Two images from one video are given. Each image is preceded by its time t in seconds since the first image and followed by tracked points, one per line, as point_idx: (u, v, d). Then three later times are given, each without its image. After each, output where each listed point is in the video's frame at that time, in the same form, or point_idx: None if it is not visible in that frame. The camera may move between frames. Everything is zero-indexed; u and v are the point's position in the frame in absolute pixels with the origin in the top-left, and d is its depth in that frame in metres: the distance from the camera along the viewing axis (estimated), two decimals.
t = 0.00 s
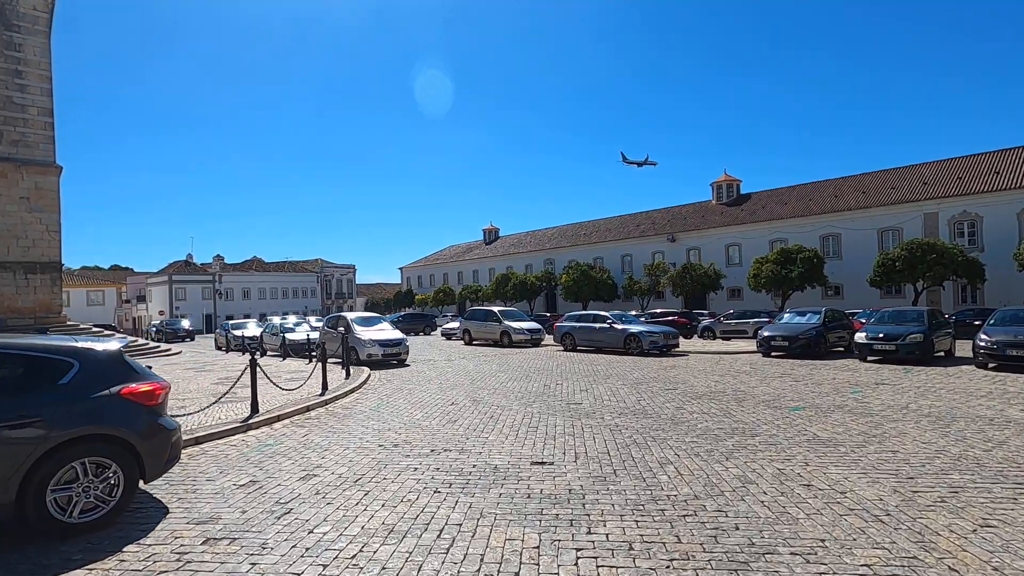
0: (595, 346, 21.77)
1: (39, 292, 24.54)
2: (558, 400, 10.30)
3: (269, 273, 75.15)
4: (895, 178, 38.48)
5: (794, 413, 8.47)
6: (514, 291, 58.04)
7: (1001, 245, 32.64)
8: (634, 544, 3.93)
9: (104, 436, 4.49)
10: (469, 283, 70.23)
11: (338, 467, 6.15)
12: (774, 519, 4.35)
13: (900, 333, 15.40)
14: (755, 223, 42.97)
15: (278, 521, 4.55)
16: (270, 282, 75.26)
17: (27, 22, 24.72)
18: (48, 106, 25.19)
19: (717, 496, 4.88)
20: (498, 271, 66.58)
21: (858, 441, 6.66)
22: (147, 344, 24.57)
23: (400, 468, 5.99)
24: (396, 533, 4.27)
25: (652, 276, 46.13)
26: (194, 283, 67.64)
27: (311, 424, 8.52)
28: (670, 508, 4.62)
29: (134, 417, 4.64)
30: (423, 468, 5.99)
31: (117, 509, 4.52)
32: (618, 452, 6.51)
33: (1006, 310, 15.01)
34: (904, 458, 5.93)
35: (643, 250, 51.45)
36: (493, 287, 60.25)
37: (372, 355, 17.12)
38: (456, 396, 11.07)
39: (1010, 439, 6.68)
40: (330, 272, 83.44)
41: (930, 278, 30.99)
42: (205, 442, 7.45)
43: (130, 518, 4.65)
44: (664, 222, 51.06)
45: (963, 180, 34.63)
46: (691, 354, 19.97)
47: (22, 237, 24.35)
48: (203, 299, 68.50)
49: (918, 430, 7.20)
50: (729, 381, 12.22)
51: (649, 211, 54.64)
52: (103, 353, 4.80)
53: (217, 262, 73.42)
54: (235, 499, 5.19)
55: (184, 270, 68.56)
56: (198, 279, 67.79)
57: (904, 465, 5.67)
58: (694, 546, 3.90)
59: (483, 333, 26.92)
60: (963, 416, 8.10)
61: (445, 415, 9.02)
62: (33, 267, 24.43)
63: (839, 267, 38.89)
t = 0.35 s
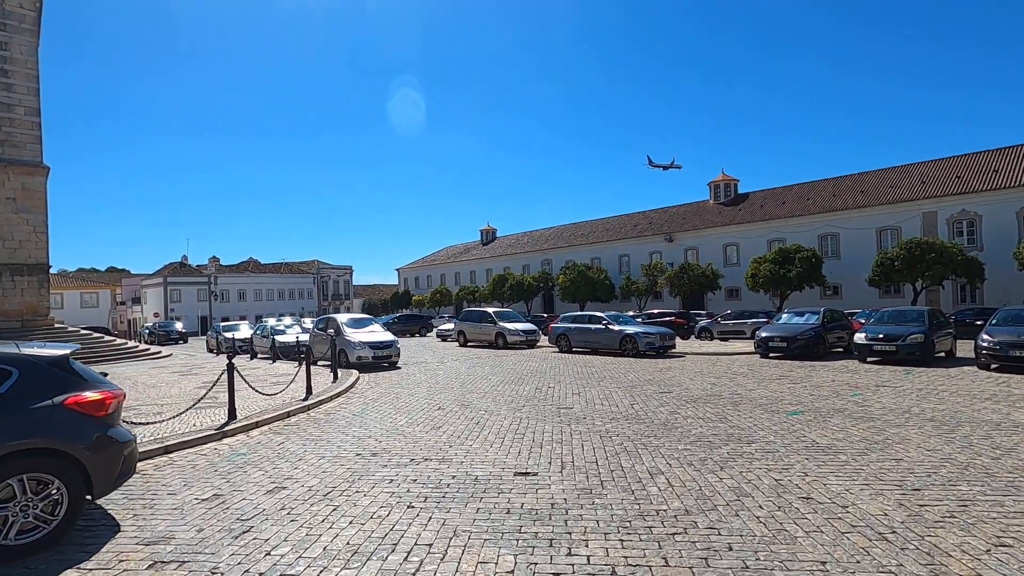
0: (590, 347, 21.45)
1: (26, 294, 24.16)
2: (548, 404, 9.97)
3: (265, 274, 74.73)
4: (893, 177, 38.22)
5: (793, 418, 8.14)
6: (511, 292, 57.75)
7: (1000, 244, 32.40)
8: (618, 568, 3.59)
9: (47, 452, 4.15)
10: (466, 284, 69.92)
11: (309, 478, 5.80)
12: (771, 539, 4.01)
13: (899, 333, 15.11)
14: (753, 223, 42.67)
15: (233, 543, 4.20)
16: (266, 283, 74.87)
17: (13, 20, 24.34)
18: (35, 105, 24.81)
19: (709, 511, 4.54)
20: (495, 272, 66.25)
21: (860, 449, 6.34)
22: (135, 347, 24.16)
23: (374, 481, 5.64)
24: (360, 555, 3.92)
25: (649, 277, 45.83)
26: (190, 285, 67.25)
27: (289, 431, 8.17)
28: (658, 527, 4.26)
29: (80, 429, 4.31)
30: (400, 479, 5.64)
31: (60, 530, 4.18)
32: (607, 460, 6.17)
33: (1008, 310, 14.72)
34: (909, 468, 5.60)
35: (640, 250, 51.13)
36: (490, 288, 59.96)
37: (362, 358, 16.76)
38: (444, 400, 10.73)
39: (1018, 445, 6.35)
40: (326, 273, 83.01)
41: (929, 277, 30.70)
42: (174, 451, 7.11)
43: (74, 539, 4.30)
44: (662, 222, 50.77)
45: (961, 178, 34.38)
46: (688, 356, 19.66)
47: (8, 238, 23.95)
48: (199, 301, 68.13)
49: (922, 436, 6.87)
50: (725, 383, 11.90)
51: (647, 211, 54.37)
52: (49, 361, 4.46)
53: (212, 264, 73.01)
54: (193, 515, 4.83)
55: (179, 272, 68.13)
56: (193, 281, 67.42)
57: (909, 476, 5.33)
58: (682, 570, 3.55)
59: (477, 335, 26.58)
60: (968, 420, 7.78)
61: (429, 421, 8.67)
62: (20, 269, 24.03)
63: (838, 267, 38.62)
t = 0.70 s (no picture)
0: (585, 348, 21.07)
1: (11, 295, 23.66)
2: (538, 409, 9.57)
3: (260, 274, 74.18)
4: (891, 175, 37.94)
5: (793, 424, 7.77)
6: (507, 292, 57.36)
7: (999, 243, 32.13)
8: None
9: None
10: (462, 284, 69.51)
11: (276, 493, 5.38)
12: (772, 565, 3.62)
13: (900, 333, 14.76)
14: (751, 222, 42.36)
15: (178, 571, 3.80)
16: (261, 283, 74.37)
17: None
18: (19, 103, 24.32)
19: (704, 532, 4.15)
20: (492, 272, 65.86)
21: (865, 458, 5.96)
22: (122, 350, 23.66)
23: (344, 496, 5.23)
24: None
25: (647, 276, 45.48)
26: (184, 285, 66.72)
27: (264, 440, 7.76)
28: (647, 551, 3.87)
29: (13, 444, 3.92)
30: (372, 494, 5.24)
31: None
32: (597, 472, 5.79)
33: (1011, 309, 14.37)
34: (919, 480, 5.22)
35: (637, 249, 50.78)
36: (486, 288, 59.57)
37: (351, 359, 16.34)
38: (431, 405, 10.33)
39: None
40: (322, 273, 82.46)
41: (928, 276, 30.39)
42: (139, 463, 6.68)
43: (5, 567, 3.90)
44: (658, 221, 50.44)
45: (960, 176, 34.10)
46: (684, 357, 19.30)
47: None
48: (193, 301, 67.59)
49: (930, 444, 6.50)
50: (722, 386, 11.52)
51: (644, 210, 54.03)
52: None
53: (207, 264, 72.45)
54: (142, 537, 4.42)
55: (174, 272, 67.59)
56: (188, 282, 66.88)
57: (918, 489, 4.95)
58: None
59: (471, 335, 26.18)
60: (976, 426, 7.42)
61: (412, 428, 8.27)
62: (4, 269, 23.55)
63: (835, 266, 38.33)
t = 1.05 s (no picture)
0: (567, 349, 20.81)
1: None
2: (512, 414, 9.23)
3: (240, 275, 72.84)
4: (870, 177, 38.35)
5: (772, 427, 7.53)
6: (491, 292, 56.96)
7: (975, 243, 32.56)
8: None
9: None
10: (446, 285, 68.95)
11: (218, 508, 4.98)
12: None
13: (879, 333, 14.70)
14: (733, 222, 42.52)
15: None
16: (241, 284, 73.03)
17: None
18: None
19: (675, 549, 3.84)
20: (476, 272, 65.43)
21: (846, 464, 5.72)
22: (88, 353, 22.82)
23: (292, 511, 4.84)
24: None
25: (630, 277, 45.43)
26: (160, 285, 65.22)
27: (219, 448, 7.31)
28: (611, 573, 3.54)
29: None
30: (323, 509, 4.86)
31: None
32: (565, 481, 5.47)
33: (988, 309, 14.38)
34: (900, 487, 4.98)
35: (621, 250, 50.74)
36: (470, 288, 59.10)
37: (324, 362, 15.87)
38: (401, 409, 9.93)
39: (1015, 458, 5.80)
40: (304, 274, 81.23)
41: (907, 276, 30.66)
42: (77, 475, 6.21)
43: None
44: (642, 222, 50.45)
45: (937, 178, 34.54)
46: (666, 357, 19.11)
47: None
48: (170, 302, 66.08)
49: (911, 448, 6.29)
50: (703, 388, 11.29)
51: (628, 211, 54.04)
52: None
53: (185, 264, 70.94)
54: (58, 562, 3.99)
55: (150, 273, 66.04)
56: (164, 282, 65.38)
57: (900, 498, 4.71)
58: None
59: (451, 336, 25.77)
60: (956, 429, 7.25)
61: (377, 434, 7.88)
62: None
63: (816, 267, 38.60)
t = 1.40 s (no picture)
0: (543, 351, 20.55)
1: None
2: (479, 420, 8.91)
3: (213, 276, 71.16)
4: (843, 178, 38.95)
5: (744, 432, 7.34)
6: (470, 293, 56.53)
7: (943, 244, 33.23)
8: None
9: None
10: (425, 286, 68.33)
11: (147, 531, 4.57)
12: None
13: (851, 333, 14.74)
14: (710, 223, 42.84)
15: None
16: (214, 285, 71.34)
17: None
18: None
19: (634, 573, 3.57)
20: (455, 273, 64.93)
21: (817, 472, 5.53)
22: (45, 358, 21.82)
23: (228, 533, 4.46)
24: None
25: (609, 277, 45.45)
26: (129, 287, 63.31)
27: (163, 462, 6.85)
28: None
29: None
30: (262, 531, 4.48)
31: None
32: (527, 495, 5.17)
33: (957, 309, 14.49)
34: (872, 496, 4.79)
35: (600, 251, 50.78)
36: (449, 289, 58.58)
37: (291, 366, 15.35)
38: (364, 416, 9.53)
39: (986, 462, 5.68)
40: (279, 275, 79.74)
41: (878, 276, 31.14)
42: None
43: None
44: (621, 222, 50.55)
45: (907, 180, 35.18)
46: (642, 358, 18.97)
47: None
48: (139, 304, 64.19)
49: (883, 453, 6.14)
50: (676, 390, 11.11)
51: (606, 211, 54.13)
52: None
53: (155, 265, 69.03)
54: None
55: (118, 274, 64.05)
56: (133, 284, 63.47)
57: (872, 508, 4.52)
58: None
59: (427, 337, 25.36)
60: (927, 431, 7.15)
61: (335, 444, 7.49)
62: None
63: (791, 267, 39.05)
